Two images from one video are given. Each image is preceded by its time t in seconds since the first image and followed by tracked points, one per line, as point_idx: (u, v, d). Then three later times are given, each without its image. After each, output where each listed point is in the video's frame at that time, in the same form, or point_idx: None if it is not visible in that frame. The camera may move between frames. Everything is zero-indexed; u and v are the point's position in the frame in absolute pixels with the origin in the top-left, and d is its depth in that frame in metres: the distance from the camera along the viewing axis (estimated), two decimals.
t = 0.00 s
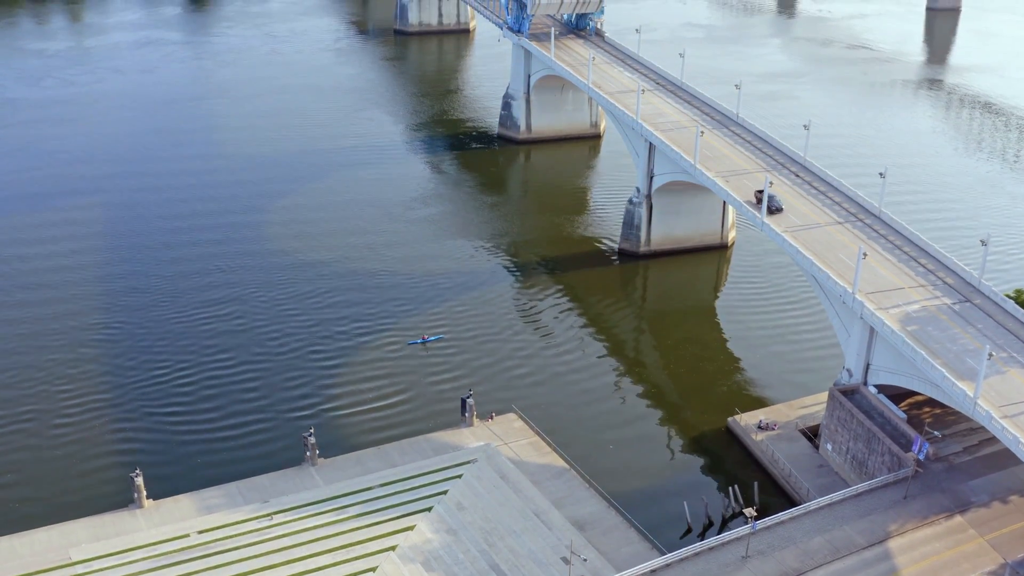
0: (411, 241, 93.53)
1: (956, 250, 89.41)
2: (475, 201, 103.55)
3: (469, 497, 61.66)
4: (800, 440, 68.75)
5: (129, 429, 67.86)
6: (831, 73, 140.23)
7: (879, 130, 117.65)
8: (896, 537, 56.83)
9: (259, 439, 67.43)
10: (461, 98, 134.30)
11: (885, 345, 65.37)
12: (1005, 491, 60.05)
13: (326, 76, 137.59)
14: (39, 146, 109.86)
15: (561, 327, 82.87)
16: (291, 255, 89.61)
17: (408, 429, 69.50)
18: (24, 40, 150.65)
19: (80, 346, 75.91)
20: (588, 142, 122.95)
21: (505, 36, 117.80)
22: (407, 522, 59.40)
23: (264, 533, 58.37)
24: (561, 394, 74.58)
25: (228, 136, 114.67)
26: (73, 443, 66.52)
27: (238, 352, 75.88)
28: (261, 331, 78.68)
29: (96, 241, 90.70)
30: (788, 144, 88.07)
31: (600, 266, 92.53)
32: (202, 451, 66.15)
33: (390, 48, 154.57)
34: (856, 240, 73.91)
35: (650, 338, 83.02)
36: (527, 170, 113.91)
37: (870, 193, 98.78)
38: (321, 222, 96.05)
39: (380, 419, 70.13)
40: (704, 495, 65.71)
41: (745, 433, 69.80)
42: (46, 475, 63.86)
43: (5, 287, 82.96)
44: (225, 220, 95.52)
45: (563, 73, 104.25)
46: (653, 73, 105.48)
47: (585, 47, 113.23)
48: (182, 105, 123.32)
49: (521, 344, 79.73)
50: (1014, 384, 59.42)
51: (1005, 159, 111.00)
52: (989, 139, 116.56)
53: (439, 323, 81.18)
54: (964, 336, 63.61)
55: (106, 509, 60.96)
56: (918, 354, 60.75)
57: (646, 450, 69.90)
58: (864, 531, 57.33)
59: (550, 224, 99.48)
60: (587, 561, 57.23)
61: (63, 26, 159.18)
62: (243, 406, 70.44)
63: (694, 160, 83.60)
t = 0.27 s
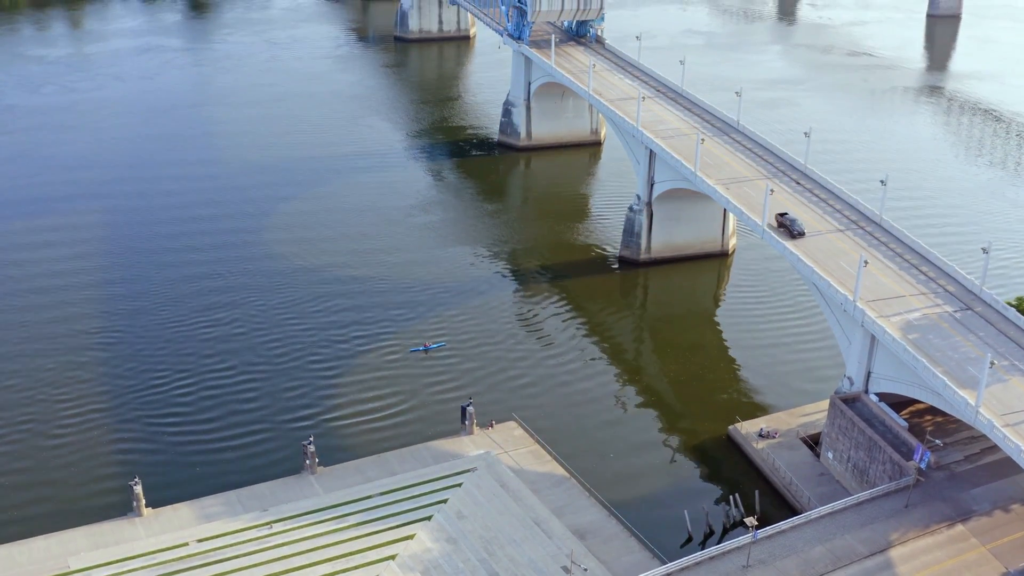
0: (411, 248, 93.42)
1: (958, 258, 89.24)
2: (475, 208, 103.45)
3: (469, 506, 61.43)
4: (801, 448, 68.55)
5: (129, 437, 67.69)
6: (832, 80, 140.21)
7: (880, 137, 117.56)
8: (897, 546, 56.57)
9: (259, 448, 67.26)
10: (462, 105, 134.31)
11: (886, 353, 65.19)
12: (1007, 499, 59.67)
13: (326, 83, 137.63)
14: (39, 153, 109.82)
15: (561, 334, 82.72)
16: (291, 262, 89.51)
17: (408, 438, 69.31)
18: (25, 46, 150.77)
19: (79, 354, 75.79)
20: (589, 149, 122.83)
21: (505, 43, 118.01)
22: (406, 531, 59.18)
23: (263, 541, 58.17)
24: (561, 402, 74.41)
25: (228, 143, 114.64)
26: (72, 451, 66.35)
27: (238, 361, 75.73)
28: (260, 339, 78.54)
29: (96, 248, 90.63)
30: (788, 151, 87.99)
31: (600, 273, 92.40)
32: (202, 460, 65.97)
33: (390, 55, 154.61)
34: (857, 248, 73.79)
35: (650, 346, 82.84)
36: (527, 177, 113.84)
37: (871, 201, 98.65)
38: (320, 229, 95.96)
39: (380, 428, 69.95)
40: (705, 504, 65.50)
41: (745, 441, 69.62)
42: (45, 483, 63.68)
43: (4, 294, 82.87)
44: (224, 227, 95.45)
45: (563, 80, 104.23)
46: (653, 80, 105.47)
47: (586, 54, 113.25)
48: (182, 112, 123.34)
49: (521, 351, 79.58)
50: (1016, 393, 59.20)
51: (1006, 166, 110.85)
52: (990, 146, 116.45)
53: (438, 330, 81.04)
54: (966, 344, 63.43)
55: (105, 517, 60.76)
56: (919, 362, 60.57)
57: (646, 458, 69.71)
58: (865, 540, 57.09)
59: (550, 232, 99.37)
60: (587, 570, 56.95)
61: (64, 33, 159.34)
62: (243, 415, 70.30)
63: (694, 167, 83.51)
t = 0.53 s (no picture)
0: (411, 255, 93.30)
1: (958, 265, 89.14)
2: (475, 215, 103.30)
3: (468, 514, 61.21)
4: (802, 456, 68.35)
5: (127, 445, 67.52)
6: (832, 85, 140.17)
7: (880, 143, 117.47)
8: (898, 554, 56.32)
9: (258, 455, 67.10)
10: (462, 111, 134.29)
11: (887, 360, 65.03)
12: (1008, 507, 59.34)
13: (326, 89, 137.61)
14: (39, 159, 109.77)
15: (561, 341, 82.60)
16: (290, 269, 89.40)
17: (407, 445, 69.12)
18: (24, 52, 150.85)
19: (79, 361, 75.63)
20: (589, 155, 122.70)
21: (505, 49, 118.04)
22: (406, 539, 58.95)
23: (262, 549, 57.93)
24: (561, 409, 74.25)
25: (228, 149, 114.59)
26: (71, 459, 66.15)
27: (237, 368, 75.59)
28: (260, 346, 78.41)
29: (96, 255, 90.50)
30: (789, 157, 87.89)
31: (601, 280, 92.27)
32: (201, 467, 65.77)
33: (390, 61, 154.62)
34: (858, 254, 73.68)
35: (650, 353, 82.68)
36: (528, 183, 113.76)
37: (871, 207, 98.55)
38: (320, 235, 95.85)
39: (379, 435, 69.74)
40: (705, 511, 65.29)
41: (746, 448, 69.47)
42: (43, 490, 63.45)
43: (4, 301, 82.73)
44: (225, 233, 95.31)
45: (563, 86, 104.15)
46: (653, 86, 105.44)
47: (586, 60, 113.21)
48: (182, 118, 123.27)
49: (521, 359, 79.45)
50: (1017, 400, 59.02)
51: (1007, 173, 110.74)
52: (990, 152, 116.35)
53: (438, 337, 80.92)
54: (967, 351, 63.28)
55: (104, 525, 60.52)
56: (920, 369, 60.40)
57: (646, 466, 69.49)
58: (866, 548, 56.86)
59: (550, 238, 99.23)
60: None
61: (64, 38, 159.37)
62: (242, 422, 70.12)
63: (694, 174, 83.41)
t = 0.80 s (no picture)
0: (411, 261, 93.23)
1: (959, 271, 89.07)
2: (475, 221, 103.21)
3: (468, 521, 61.02)
4: (803, 463, 68.19)
5: (126, 452, 67.36)
6: (832, 91, 140.22)
7: (880, 149, 117.47)
8: (899, 562, 56.09)
9: (257, 463, 66.94)
10: (462, 117, 134.31)
11: (889, 367, 64.88)
12: (1010, 514, 59.06)
13: (326, 95, 137.66)
14: (39, 165, 109.71)
15: (561, 348, 82.47)
16: (290, 275, 89.34)
17: (407, 453, 68.96)
18: (25, 58, 150.95)
19: (78, 368, 75.50)
20: (589, 161, 122.65)
21: (506, 55, 118.07)
22: (406, 547, 58.73)
23: (262, 556, 57.74)
24: (561, 416, 74.12)
25: (228, 155, 114.60)
26: (70, 466, 66.00)
27: (237, 375, 75.46)
28: (260, 352, 78.31)
29: (95, 261, 90.43)
30: (790, 163, 87.83)
31: (601, 286, 92.17)
32: (200, 474, 65.61)
33: (390, 67, 154.70)
34: (859, 261, 73.57)
35: (651, 360, 82.53)
36: (528, 189, 113.73)
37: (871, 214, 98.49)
38: (321, 242, 95.77)
39: (379, 443, 69.57)
40: (706, 519, 65.10)
41: (746, 455, 69.31)
42: (42, 497, 63.26)
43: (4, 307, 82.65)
44: (225, 240, 95.23)
45: (564, 92, 104.14)
46: (654, 92, 105.43)
47: (586, 66, 113.24)
48: (182, 124, 123.23)
49: (521, 366, 79.31)
50: (1018, 407, 58.85)
51: (1008, 179, 110.72)
52: (990, 158, 116.33)
53: (438, 344, 80.80)
54: (968, 358, 63.15)
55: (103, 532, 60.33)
56: (921, 376, 60.26)
57: (646, 473, 69.31)
58: (867, 556, 56.65)
59: (550, 245, 99.14)
60: None
61: (64, 44, 159.40)
62: (241, 430, 69.96)
63: (695, 180, 83.33)
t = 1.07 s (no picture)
0: (411, 268, 93.11)
1: (960, 279, 88.92)
2: (475, 228, 103.13)
3: (468, 530, 60.79)
4: (804, 471, 67.96)
5: (125, 460, 67.17)
6: (832, 98, 140.26)
7: (881, 157, 117.38)
8: (901, 571, 55.82)
9: (256, 471, 66.75)
10: (462, 124, 134.29)
11: (890, 376, 64.71)
12: (1011, 523, 58.75)
13: (326, 102, 137.67)
14: (38, 172, 109.64)
15: (561, 356, 82.31)
16: (290, 282, 89.23)
17: (407, 461, 68.77)
18: (25, 64, 151.02)
19: (77, 376, 75.36)
20: (588, 168, 122.58)
21: (506, 62, 118.11)
22: (405, 556, 58.49)
23: (261, 565, 57.49)
24: (561, 424, 73.94)
25: (228, 162, 114.55)
26: (68, 474, 65.81)
27: (236, 383, 75.31)
28: (259, 360, 78.16)
29: (95, 268, 90.31)
30: (790, 171, 87.73)
31: (601, 293, 92.02)
32: (199, 483, 65.42)
33: (390, 74, 154.76)
34: (860, 269, 73.43)
35: (651, 368, 82.35)
36: (528, 196, 113.62)
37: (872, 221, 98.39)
38: (321, 249, 95.66)
39: (379, 452, 69.39)
40: (706, 527, 64.87)
41: (747, 464, 69.10)
42: (40, 506, 63.04)
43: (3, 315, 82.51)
44: (224, 247, 95.13)
45: (564, 99, 104.09)
46: (654, 99, 105.39)
47: (586, 73, 113.20)
48: (182, 130, 123.26)
49: (521, 373, 79.13)
50: (1020, 416, 58.65)
51: (1009, 186, 110.63)
52: (991, 165, 116.27)
53: (438, 352, 80.64)
54: (970, 366, 62.95)
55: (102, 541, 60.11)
56: (923, 385, 60.06)
57: (647, 482, 69.12)
58: (869, 565, 56.41)
59: (550, 252, 99.01)
60: None
61: (64, 50, 159.52)
62: (240, 438, 69.78)
63: (695, 188, 83.21)
